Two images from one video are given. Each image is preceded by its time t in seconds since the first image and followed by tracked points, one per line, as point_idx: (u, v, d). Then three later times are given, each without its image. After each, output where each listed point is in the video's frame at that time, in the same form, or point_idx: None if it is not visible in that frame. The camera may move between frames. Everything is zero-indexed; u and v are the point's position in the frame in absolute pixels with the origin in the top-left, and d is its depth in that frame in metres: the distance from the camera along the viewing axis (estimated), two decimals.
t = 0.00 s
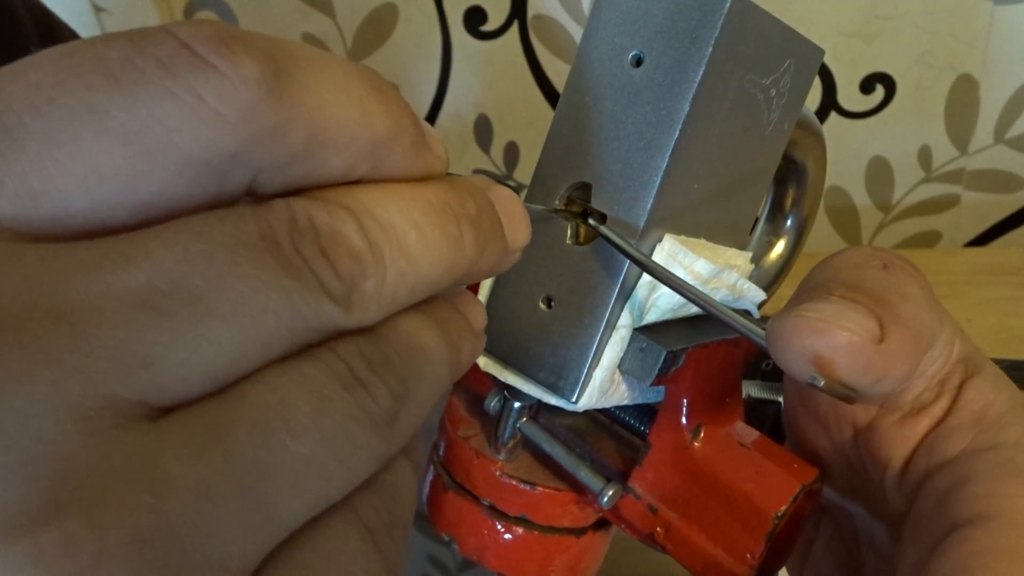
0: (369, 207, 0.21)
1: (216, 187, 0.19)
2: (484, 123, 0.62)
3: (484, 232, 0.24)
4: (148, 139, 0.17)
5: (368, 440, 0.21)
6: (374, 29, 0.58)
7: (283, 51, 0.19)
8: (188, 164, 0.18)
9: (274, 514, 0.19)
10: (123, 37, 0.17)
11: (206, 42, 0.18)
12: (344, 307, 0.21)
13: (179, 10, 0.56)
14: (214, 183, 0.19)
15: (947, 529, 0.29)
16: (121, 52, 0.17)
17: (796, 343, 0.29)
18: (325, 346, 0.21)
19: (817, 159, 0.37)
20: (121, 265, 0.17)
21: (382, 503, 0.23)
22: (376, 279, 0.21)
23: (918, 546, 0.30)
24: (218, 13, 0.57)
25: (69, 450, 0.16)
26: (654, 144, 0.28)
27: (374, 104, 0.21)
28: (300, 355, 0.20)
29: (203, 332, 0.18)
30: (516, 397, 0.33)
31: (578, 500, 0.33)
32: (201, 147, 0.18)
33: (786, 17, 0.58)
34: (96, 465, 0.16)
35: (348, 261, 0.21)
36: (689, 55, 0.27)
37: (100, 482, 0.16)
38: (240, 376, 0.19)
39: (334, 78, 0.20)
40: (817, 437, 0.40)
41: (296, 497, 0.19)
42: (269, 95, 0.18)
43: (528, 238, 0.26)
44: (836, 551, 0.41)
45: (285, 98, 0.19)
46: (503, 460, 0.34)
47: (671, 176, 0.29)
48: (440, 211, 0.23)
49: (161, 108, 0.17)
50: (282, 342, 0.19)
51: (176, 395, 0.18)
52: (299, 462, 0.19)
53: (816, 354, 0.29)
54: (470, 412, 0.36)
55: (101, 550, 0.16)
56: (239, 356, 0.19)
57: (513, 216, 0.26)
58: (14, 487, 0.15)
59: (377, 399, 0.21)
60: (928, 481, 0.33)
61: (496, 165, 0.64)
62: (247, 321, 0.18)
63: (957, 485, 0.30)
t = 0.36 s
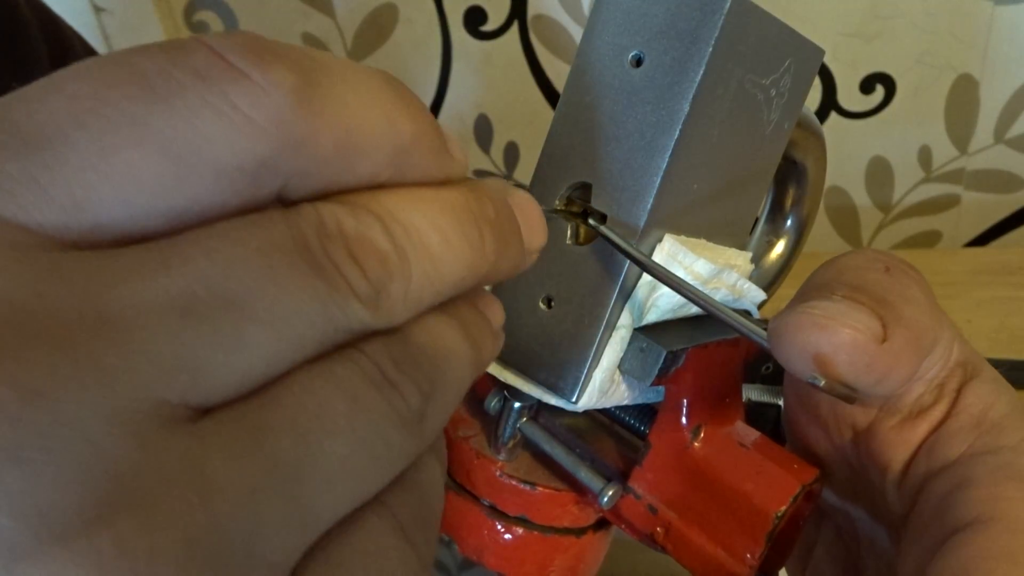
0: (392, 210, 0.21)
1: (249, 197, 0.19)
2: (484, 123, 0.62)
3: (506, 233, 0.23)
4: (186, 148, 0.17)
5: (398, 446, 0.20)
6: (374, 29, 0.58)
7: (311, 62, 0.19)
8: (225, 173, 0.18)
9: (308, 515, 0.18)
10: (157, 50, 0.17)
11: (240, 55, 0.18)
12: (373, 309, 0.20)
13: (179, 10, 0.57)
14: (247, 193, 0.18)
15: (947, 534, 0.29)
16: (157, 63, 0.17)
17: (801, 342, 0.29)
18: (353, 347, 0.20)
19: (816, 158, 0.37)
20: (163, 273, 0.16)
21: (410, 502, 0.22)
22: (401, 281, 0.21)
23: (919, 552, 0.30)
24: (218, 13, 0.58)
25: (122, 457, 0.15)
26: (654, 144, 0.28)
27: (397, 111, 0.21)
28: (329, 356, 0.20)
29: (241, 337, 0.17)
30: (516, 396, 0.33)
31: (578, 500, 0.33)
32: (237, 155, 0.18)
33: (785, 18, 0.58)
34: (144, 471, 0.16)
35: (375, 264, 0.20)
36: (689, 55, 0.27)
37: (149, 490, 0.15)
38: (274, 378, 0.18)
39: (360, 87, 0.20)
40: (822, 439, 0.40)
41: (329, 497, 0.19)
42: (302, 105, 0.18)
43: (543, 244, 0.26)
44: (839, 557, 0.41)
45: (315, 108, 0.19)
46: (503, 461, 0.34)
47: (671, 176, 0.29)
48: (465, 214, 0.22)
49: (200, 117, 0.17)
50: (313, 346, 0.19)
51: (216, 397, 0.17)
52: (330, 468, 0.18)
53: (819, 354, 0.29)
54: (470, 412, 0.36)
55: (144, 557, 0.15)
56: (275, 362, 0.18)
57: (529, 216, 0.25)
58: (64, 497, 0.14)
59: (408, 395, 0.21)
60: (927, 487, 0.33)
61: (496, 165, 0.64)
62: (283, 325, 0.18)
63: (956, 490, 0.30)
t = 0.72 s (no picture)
0: (384, 205, 0.21)
1: (245, 198, 0.19)
2: (484, 123, 0.62)
3: (503, 219, 0.23)
4: (175, 152, 0.17)
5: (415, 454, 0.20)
6: (375, 29, 0.58)
7: (290, 60, 0.19)
8: (217, 175, 0.18)
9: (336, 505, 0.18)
10: (138, 62, 0.17)
11: (218, 56, 0.18)
12: (374, 304, 0.20)
13: (179, 10, 0.57)
14: (242, 194, 0.19)
15: (951, 536, 0.29)
16: (139, 71, 0.17)
17: (803, 339, 0.29)
18: (359, 347, 0.20)
19: (817, 158, 0.37)
20: (165, 277, 0.16)
21: (431, 492, 0.22)
22: (401, 274, 0.21)
23: (922, 555, 0.30)
24: (218, 13, 0.58)
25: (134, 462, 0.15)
26: (654, 144, 0.28)
27: (381, 106, 0.21)
28: (337, 355, 0.19)
29: (244, 336, 0.17)
30: (516, 397, 0.33)
31: (578, 500, 0.33)
32: (226, 155, 0.18)
33: (785, 18, 0.58)
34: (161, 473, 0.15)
35: (372, 260, 0.20)
36: (689, 55, 0.27)
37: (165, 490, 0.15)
38: (285, 378, 0.18)
39: (343, 83, 0.20)
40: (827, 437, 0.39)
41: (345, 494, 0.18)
42: (286, 101, 0.18)
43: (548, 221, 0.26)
44: (839, 562, 0.41)
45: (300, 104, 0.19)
46: (502, 461, 0.34)
47: (671, 176, 0.29)
48: (459, 205, 0.22)
49: (187, 120, 0.17)
50: (320, 344, 0.19)
51: (230, 400, 0.17)
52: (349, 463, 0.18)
53: (819, 351, 0.29)
54: (470, 412, 0.36)
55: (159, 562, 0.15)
56: (284, 361, 0.18)
57: (531, 200, 0.25)
58: (82, 502, 0.14)
59: (421, 390, 0.20)
60: (930, 489, 0.32)
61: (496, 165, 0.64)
62: (290, 321, 0.18)
63: (959, 492, 0.30)
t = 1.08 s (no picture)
0: (380, 198, 0.21)
1: (241, 194, 0.19)
2: (484, 123, 0.62)
3: (501, 204, 0.23)
4: (168, 147, 0.17)
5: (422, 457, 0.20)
6: (375, 29, 0.58)
7: (273, 57, 0.20)
8: (211, 168, 0.18)
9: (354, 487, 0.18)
10: (126, 66, 0.18)
11: (201, 52, 0.18)
12: (376, 293, 0.20)
13: (179, 10, 0.57)
14: (237, 190, 0.19)
15: (960, 539, 0.29)
16: (127, 73, 0.17)
17: (807, 336, 0.29)
18: (369, 334, 0.20)
19: (816, 158, 0.37)
20: (165, 270, 0.16)
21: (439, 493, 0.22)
22: (401, 263, 0.21)
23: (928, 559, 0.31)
24: (217, 13, 0.58)
25: (148, 445, 0.15)
26: (654, 143, 0.28)
27: (369, 99, 0.21)
28: (344, 343, 0.19)
29: (248, 321, 0.17)
30: (516, 397, 0.33)
31: (578, 500, 0.33)
32: (218, 146, 0.18)
33: (785, 18, 0.58)
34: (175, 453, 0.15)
35: (371, 250, 0.20)
36: (689, 55, 0.27)
37: (178, 471, 0.15)
38: (294, 365, 0.18)
39: (330, 78, 0.20)
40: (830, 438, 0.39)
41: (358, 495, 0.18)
42: (271, 91, 0.19)
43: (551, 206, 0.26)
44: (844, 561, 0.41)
45: (286, 95, 0.19)
46: (503, 460, 0.34)
47: (671, 176, 0.29)
48: (456, 193, 0.22)
49: (177, 114, 0.17)
50: (324, 335, 0.19)
51: (239, 386, 0.17)
52: (364, 446, 0.18)
53: (822, 348, 0.29)
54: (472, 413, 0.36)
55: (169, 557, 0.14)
56: (290, 346, 0.18)
57: (530, 189, 0.25)
58: (93, 483, 0.14)
59: (431, 370, 0.20)
60: (936, 492, 0.32)
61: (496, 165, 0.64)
62: (292, 311, 0.18)
63: (966, 496, 0.30)
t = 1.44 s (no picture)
0: (375, 191, 0.21)
1: (232, 181, 0.19)
2: (484, 124, 0.62)
3: (500, 196, 0.23)
4: (160, 131, 0.17)
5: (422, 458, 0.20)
6: (375, 28, 0.58)
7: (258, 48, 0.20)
8: (202, 152, 0.18)
9: (362, 457, 0.17)
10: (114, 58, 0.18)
11: (188, 41, 0.19)
12: (376, 282, 0.20)
13: (179, 11, 0.57)
14: (229, 176, 0.19)
15: (969, 542, 0.29)
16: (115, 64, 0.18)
17: (796, 333, 0.29)
18: (371, 320, 0.20)
19: (817, 158, 0.37)
20: (160, 252, 0.17)
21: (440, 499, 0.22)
22: (398, 253, 0.21)
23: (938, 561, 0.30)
24: (217, 13, 0.58)
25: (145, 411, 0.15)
26: (654, 144, 0.28)
27: (359, 91, 0.21)
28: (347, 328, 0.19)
29: (247, 300, 0.17)
30: (516, 397, 0.34)
31: (579, 500, 0.33)
32: (207, 130, 0.18)
33: (785, 18, 0.58)
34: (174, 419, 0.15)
35: (367, 239, 0.20)
36: (690, 55, 0.27)
37: (178, 437, 0.15)
38: (295, 348, 0.18)
39: (318, 70, 0.21)
40: (836, 440, 0.39)
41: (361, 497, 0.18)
42: (258, 76, 0.19)
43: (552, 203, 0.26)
44: (853, 563, 0.41)
45: (275, 83, 0.19)
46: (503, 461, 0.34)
47: (672, 177, 0.29)
48: (451, 184, 0.22)
49: (167, 100, 0.18)
50: (321, 328, 0.19)
51: (238, 365, 0.17)
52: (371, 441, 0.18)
53: (811, 345, 0.29)
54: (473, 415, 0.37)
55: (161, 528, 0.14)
56: (291, 330, 0.18)
57: (530, 184, 0.26)
58: (92, 446, 0.14)
59: (435, 352, 0.20)
60: (944, 494, 0.32)
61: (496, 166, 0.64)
62: (291, 300, 0.18)
63: (974, 497, 0.30)
